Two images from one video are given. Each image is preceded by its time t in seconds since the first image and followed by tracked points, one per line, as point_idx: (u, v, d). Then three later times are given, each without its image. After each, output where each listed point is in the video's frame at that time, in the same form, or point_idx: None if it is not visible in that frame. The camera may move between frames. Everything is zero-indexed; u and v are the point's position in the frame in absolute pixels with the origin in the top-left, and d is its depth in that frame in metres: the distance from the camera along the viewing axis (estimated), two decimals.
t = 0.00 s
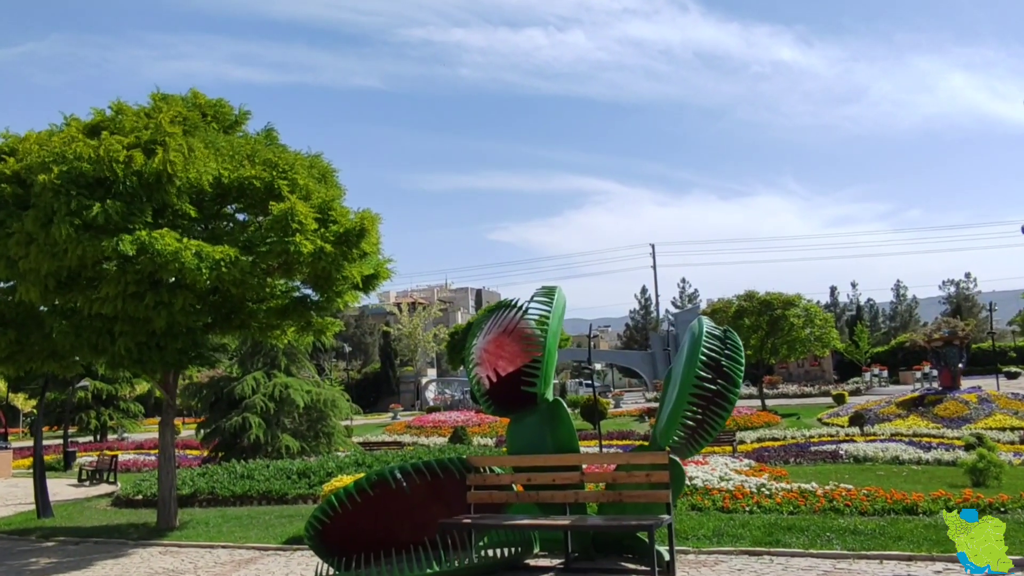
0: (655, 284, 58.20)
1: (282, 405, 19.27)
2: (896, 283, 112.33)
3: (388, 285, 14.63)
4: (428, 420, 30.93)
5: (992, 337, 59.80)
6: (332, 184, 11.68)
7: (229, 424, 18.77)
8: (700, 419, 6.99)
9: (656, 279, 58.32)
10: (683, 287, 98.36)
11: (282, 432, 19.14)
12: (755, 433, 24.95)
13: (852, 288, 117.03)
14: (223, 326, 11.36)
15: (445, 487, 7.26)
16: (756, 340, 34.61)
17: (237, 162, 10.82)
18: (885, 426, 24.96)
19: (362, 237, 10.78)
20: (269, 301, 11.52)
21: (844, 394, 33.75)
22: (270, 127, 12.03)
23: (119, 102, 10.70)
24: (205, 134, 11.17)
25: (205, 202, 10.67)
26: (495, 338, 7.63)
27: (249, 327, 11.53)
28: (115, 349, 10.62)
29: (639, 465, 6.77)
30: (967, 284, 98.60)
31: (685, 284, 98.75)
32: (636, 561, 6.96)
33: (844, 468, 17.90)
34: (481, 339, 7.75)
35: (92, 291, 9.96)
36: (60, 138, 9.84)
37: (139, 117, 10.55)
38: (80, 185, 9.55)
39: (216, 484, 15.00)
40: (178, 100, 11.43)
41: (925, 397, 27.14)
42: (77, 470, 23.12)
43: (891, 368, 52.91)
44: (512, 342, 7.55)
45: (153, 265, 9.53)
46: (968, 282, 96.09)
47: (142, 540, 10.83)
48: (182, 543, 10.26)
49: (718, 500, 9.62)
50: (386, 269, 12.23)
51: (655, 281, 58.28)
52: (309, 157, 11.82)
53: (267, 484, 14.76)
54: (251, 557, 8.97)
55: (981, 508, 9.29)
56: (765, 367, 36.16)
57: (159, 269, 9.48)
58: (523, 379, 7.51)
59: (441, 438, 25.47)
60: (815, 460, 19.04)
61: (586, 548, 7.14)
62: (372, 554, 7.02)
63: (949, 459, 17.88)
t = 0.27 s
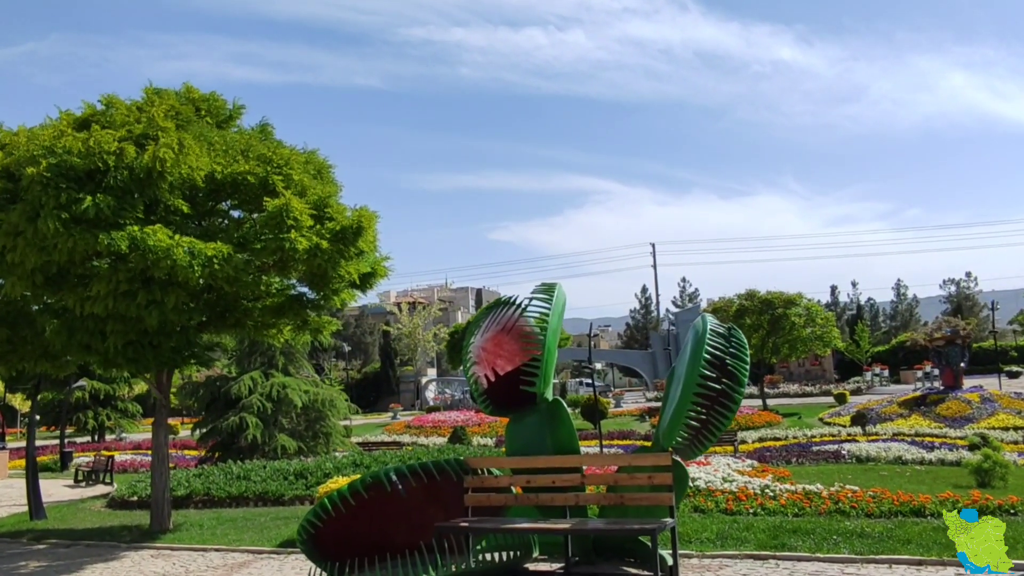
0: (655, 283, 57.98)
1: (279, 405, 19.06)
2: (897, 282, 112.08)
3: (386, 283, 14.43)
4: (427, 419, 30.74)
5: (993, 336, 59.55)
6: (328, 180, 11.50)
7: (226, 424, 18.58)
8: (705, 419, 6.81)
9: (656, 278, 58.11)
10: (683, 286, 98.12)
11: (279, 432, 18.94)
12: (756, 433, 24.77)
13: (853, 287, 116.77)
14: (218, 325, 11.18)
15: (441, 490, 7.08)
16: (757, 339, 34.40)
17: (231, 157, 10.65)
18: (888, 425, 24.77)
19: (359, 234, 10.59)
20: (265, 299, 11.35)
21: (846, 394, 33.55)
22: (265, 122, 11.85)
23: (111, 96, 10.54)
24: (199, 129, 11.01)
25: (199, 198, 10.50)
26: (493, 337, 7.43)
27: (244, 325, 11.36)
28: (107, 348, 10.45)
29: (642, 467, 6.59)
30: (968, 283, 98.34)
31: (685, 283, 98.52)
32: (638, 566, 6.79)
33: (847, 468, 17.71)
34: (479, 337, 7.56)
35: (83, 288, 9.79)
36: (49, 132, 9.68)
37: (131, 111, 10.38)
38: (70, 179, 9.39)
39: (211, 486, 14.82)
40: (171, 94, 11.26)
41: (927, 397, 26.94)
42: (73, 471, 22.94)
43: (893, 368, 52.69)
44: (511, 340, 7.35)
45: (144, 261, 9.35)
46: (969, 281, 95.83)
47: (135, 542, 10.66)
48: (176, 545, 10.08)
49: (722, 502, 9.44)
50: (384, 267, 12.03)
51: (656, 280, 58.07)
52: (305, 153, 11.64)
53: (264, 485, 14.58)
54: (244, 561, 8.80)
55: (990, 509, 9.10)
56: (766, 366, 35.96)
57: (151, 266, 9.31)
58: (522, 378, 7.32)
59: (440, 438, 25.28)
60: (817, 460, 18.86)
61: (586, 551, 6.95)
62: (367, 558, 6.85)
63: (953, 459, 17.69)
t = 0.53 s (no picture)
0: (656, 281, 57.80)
1: (277, 405, 18.90)
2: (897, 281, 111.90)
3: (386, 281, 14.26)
4: (427, 419, 30.58)
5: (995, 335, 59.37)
6: (326, 178, 11.33)
7: (224, 424, 18.41)
8: (710, 422, 6.63)
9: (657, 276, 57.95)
10: (684, 284, 97.94)
11: (278, 432, 18.78)
12: (758, 433, 24.60)
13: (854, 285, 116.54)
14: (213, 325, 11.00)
15: (439, 493, 6.91)
16: (759, 338, 34.22)
17: (227, 153, 10.47)
18: (890, 424, 24.60)
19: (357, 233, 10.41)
20: (261, 299, 11.17)
21: (848, 393, 33.38)
22: (262, 118, 11.68)
23: (104, 91, 10.37)
24: (194, 125, 10.84)
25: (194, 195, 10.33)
26: (493, 337, 7.26)
27: (240, 325, 11.19)
28: (101, 348, 10.26)
29: (645, 470, 6.41)
30: (969, 281, 98.14)
31: (686, 282, 98.32)
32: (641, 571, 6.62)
33: (850, 468, 17.54)
34: (478, 337, 7.38)
35: (75, 286, 9.62)
36: (41, 126, 9.52)
37: (125, 105, 10.21)
38: (61, 172, 9.19)
39: (208, 487, 14.66)
40: (167, 90, 11.09)
41: (930, 396, 26.76)
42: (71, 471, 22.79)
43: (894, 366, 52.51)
44: (511, 340, 7.17)
45: (137, 259, 9.17)
46: (971, 279, 95.60)
47: (130, 545, 10.51)
48: (170, 549, 9.93)
49: (726, 505, 9.28)
50: (382, 266, 11.84)
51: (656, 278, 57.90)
52: (302, 150, 11.47)
53: (261, 487, 14.42)
54: (240, 565, 8.64)
55: (999, 513, 8.92)
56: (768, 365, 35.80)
57: (144, 264, 9.12)
58: (522, 379, 7.15)
59: (440, 438, 25.13)
60: (820, 460, 18.69)
61: (588, 556, 6.80)
62: (363, 564, 6.68)
63: (958, 460, 17.51)
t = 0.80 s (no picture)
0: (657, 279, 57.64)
1: (276, 403, 18.74)
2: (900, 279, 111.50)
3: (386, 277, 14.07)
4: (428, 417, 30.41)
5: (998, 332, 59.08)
6: (325, 173, 11.14)
7: (223, 423, 18.24)
8: (718, 419, 6.45)
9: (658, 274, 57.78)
10: (686, 282, 97.69)
11: (277, 430, 18.61)
12: (761, 431, 24.41)
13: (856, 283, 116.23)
14: (210, 322, 10.81)
15: (439, 493, 6.74)
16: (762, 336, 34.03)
17: (224, 146, 10.30)
18: (895, 423, 24.40)
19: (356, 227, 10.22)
20: (259, 295, 10.98)
21: (851, 391, 33.17)
22: (260, 112, 11.51)
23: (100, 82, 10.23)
24: (190, 118, 10.68)
25: (190, 188, 10.16)
26: (493, 332, 7.07)
27: (238, 322, 10.99)
28: (95, 345, 10.08)
29: (651, 469, 6.23)
30: (972, 279, 97.81)
31: (688, 279, 98.09)
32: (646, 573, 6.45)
33: (855, 467, 17.35)
34: (478, 333, 7.20)
35: (68, 280, 9.45)
36: (34, 116, 9.39)
37: (120, 97, 10.07)
38: (54, 162, 9.13)
39: (206, 486, 14.48)
40: (163, 82, 10.92)
41: (934, 394, 26.55)
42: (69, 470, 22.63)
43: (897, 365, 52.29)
44: (512, 335, 6.99)
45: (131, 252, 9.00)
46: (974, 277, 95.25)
47: (125, 545, 10.34)
48: (166, 549, 9.76)
49: (732, 505, 9.10)
50: (381, 262, 11.63)
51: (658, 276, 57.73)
52: (301, 144, 11.29)
53: (260, 485, 14.25)
54: (237, 566, 8.47)
55: (1011, 512, 8.73)
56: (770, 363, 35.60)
57: (138, 257, 8.95)
58: (524, 375, 6.98)
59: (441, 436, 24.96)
60: (824, 459, 18.50)
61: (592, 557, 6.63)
62: (361, 565, 6.52)
63: (964, 458, 17.31)
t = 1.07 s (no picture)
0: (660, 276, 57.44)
1: (276, 400, 18.54)
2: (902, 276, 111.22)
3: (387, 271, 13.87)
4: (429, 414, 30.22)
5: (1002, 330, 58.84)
6: (324, 165, 10.93)
7: (222, 420, 18.05)
8: (729, 416, 6.24)
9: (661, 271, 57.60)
10: (688, 279, 97.47)
11: (277, 428, 18.43)
12: (765, 429, 24.21)
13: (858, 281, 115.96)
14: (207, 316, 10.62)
15: (442, 491, 6.53)
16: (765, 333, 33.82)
17: (221, 137, 10.10)
18: (900, 420, 24.19)
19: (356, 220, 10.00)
20: (257, 290, 10.78)
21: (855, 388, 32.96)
22: (258, 104, 11.30)
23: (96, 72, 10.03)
24: (187, 109, 10.47)
25: (187, 180, 9.95)
26: (497, 326, 6.86)
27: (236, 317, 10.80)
28: (90, 340, 9.88)
29: (660, 467, 6.03)
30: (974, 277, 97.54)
31: (690, 277, 97.86)
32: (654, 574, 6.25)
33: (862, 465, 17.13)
34: (481, 327, 6.98)
35: (63, 273, 9.25)
36: (29, 105, 9.19)
37: (116, 86, 9.86)
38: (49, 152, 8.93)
39: (204, 484, 14.29)
40: (159, 73, 10.71)
41: (940, 391, 26.34)
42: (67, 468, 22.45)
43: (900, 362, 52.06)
44: (516, 330, 6.78)
45: (127, 244, 8.79)
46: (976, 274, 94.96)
47: (121, 544, 10.15)
48: (163, 548, 9.57)
49: (740, 504, 8.90)
50: (382, 256, 11.43)
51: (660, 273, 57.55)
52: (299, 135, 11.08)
53: (259, 483, 14.06)
54: (234, 566, 8.28)
55: None
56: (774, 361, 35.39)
57: (134, 249, 8.75)
58: (529, 371, 6.77)
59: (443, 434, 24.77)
60: (830, 457, 18.29)
61: (598, 558, 6.42)
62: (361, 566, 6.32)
63: (972, 456, 17.09)
